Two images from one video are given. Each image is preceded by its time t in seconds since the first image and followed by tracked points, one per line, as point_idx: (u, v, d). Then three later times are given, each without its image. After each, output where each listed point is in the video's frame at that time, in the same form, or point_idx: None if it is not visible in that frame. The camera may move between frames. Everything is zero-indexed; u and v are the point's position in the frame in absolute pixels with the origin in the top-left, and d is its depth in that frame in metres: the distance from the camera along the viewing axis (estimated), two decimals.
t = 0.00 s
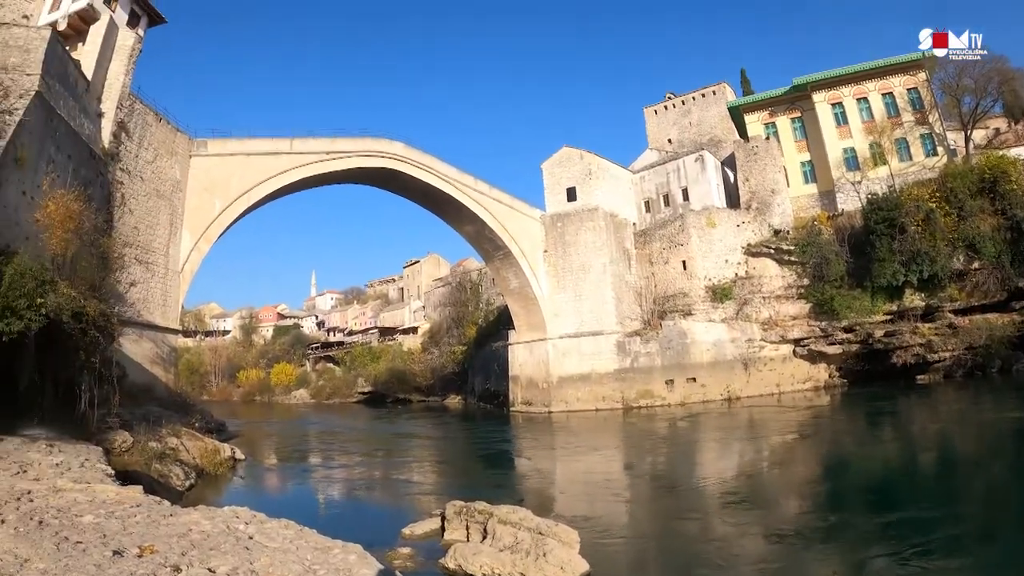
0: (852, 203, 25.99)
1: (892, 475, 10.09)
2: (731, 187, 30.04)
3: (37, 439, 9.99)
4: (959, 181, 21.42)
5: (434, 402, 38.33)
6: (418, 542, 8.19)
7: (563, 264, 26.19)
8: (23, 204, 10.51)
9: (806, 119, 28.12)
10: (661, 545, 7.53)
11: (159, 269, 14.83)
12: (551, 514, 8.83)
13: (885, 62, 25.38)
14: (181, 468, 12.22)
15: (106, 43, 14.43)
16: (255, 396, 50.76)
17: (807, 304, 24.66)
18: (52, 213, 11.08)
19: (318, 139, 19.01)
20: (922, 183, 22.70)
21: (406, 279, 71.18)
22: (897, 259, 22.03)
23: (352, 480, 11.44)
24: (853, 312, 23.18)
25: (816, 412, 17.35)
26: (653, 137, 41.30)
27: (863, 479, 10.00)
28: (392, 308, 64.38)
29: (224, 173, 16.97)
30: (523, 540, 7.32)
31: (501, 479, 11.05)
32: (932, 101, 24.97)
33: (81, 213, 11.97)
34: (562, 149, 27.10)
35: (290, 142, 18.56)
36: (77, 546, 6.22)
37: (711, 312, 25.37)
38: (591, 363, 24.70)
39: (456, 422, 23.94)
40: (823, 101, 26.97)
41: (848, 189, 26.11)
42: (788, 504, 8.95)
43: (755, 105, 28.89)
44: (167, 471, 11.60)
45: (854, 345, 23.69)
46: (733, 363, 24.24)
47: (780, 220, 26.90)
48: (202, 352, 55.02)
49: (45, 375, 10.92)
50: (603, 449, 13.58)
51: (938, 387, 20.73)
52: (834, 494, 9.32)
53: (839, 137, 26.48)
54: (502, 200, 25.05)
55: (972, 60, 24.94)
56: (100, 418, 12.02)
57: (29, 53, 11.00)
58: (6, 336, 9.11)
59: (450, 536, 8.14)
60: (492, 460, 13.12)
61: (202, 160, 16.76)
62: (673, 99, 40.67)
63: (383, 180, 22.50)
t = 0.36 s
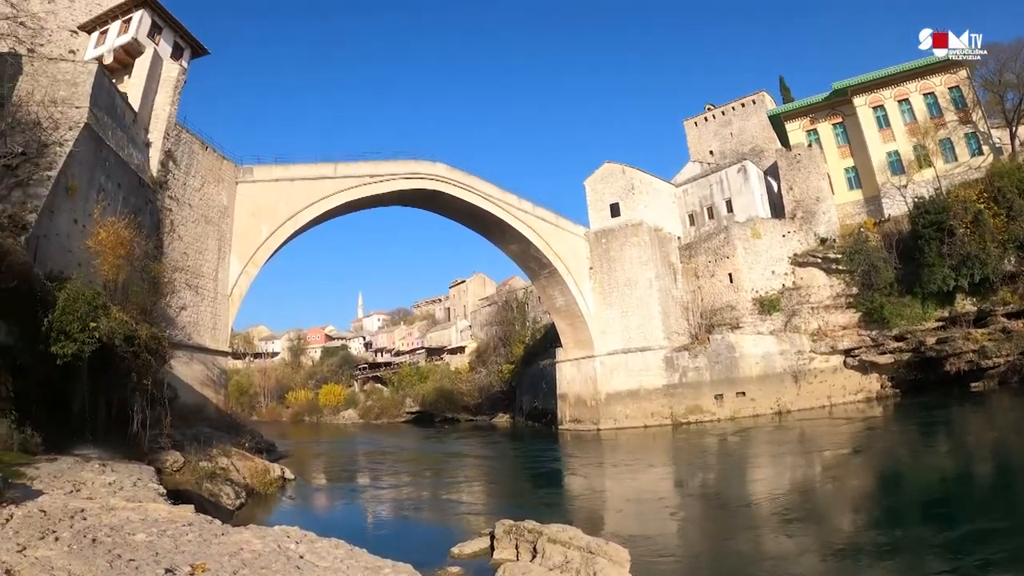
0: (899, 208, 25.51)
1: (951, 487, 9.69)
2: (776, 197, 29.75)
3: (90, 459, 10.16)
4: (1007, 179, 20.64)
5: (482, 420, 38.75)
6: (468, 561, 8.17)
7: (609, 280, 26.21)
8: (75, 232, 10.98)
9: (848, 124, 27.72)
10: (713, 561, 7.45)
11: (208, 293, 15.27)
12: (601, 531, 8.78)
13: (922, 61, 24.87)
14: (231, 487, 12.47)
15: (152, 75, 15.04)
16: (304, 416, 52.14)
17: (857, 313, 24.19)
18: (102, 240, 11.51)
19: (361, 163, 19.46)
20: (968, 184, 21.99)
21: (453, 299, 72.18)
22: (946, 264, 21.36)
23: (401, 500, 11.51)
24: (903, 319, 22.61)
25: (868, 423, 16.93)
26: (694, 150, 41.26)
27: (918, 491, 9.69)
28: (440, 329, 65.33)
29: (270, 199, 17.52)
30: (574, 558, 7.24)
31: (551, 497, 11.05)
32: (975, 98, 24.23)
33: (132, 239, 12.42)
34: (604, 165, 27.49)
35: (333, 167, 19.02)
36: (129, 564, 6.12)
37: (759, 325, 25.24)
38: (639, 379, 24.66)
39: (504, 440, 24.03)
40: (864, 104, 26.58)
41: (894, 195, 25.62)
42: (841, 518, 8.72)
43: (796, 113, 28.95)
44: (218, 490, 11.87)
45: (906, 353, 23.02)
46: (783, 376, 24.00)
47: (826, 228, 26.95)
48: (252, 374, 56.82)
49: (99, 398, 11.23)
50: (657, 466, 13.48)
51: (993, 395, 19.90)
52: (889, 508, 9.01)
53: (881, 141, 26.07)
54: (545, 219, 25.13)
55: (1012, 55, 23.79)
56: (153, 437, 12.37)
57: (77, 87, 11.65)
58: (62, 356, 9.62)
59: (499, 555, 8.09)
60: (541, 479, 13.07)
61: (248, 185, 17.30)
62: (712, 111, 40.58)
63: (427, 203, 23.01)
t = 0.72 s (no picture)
0: (939, 218, 24.94)
1: (1004, 505, 9.31)
2: (814, 212, 29.44)
3: (134, 485, 10.16)
4: None
5: (525, 446, 38.99)
6: None
7: (649, 304, 26.36)
8: (119, 264, 11.41)
9: (884, 134, 27.22)
10: None
11: (249, 323, 15.65)
12: (643, 557, 8.66)
13: (953, 68, 24.44)
14: (273, 514, 12.62)
15: (193, 111, 15.68)
16: (346, 443, 52.61)
17: (901, 328, 23.93)
18: (146, 271, 11.90)
19: (398, 193, 19.77)
20: (1007, 190, 21.39)
21: (493, 325, 72.49)
22: (990, 273, 20.69)
23: (442, 528, 11.48)
24: (949, 333, 21.91)
25: (918, 440, 16.43)
26: (730, 168, 41.09)
27: (971, 509, 9.28)
28: (480, 355, 65.49)
29: (309, 230, 17.91)
30: None
31: (593, 523, 10.98)
32: (1011, 102, 23.53)
33: (175, 270, 12.81)
34: (641, 188, 27.60)
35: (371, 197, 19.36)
36: None
37: (802, 343, 24.72)
38: (680, 404, 24.61)
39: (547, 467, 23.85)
40: (898, 114, 26.14)
41: (933, 205, 25.06)
42: (889, 538, 8.48)
43: (831, 126, 28.67)
44: (260, 517, 12.01)
45: (953, 367, 22.28)
46: (828, 395, 23.77)
47: (866, 242, 26.45)
48: (294, 403, 57.87)
49: (143, 425, 11.22)
50: (702, 490, 13.33)
51: None
52: (937, 527, 8.72)
53: (918, 151, 25.55)
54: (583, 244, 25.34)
55: None
56: (196, 464, 12.58)
57: (119, 123, 12.13)
58: (107, 385, 9.78)
59: None
60: (585, 506, 12.97)
61: (288, 218, 17.78)
62: (746, 128, 40.46)
63: (463, 230, 23.30)
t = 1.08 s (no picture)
0: (959, 231, 24.50)
1: None
2: (833, 229, 29.33)
3: (153, 505, 10.19)
4: None
5: (544, 468, 38.60)
6: None
7: (669, 324, 26.12)
8: (141, 285, 11.61)
9: (901, 148, 27.01)
10: None
11: (269, 344, 15.80)
12: None
13: (967, 79, 24.35)
14: (291, 535, 12.62)
15: (212, 136, 15.94)
16: (365, 465, 52.51)
17: (923, 344, 23.58)
18: (167, 292, 12.11)
19: (417, 216, 19.98)
20: None
21: (512, 347, 72.42)
22: (1012, 285, 20.29)
23: (461, 551, 11.38)
24: (971, 347, 21.57)
25: (943, 457, 16.13)
26: (747, 187, 41.07)
27: (995, 527, 9.07)
28: (499, 378, 65.33)
29: (329, 253, 18.14)
30: None
31: (613, 546, 10.90)
32: None
33: (196, 292, 13.00)
34: (658, 210, 27.68)
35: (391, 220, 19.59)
36: None
37: (823, 362, 24.55)
38: (701, 424, 24.38)
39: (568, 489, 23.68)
40: (914, 127, 25.96)
41: (952, 218, 24.78)
42: (914, 557, 8.33)
43: (846, 142, 28.63)
44: (278, 539, 12.02)
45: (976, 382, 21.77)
46: (849, 414, 23.43)
47: (886, 258, 26.07)
48: (312, 425, 58.10)
49: (163, 446, 11.27)
50: (724, 511, 13.20)
51: None
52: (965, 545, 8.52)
53: (935, 163, 25.29)
54: (599, 264, 25.33)
55: None
56: (216, 485, 12.64)
57: (140, 146, 12.46)
58: (128, 406, 9.89)
59: None
60: (606, 528, 12.88)
61: (310, 240, 18.05)
62: (763, 146, 40.49)
63: (482, 252, 23.51)
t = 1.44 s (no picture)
0: (965, 241, 24.41)
1: None
2: (838, 243, 29.26)
3: (160, 526, 10.19)
4: None
5: (554, 488, 38.37)
6: None
7: (677, 343, 26.21)
8: (149, 307, 11.73)
9: (904, 162, 27.17)
10: None
11: (276, 365, 15.80)
12: None
13: (968, 90, 24.44)
14: (298, 557, 12.52)
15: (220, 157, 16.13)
16: (372, 486, 52.06)
17: (932, 356, 23.06)
18: (175, 314, 12.21)
19: (424, 238, 20.13)
20: None
21: (520, 367, 72.11)
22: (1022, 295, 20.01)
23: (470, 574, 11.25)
24: (981, 358, 21.20)
25: (956, 471, 15.89)
26: (752, 204, 41.13)
27: (1009, 539, 8.94)
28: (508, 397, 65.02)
29: (335, 274, 18.22)
30: None
31: (624, 567, 10.77)
32: None
33: (203, 314, 13.09)
34: (664, 228, 27.82)
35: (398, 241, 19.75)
36: None
37: (831, 377, 24.45)
38: (710, 442, 24.24)
39: (578, 509, 23.46)
40: (918, 139, 26.03)
41: (959, 229, 24.65)
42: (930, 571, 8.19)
43: (850, 157, 28.72)
44: (285, 561, 11.91)
45: (987, 394, 21.44)
46: (860, 428, 23.22)
47: (893, 271, 26.19)
48: (320, 447, 57.87)
49: (170, 464, 11.26)
50: (736, 530, 13.04)
51: None
52: (980, 557, 8.40)
53: (940, 176, 25.29)
54: (606, 282, 25.41)
55: None
56: (223, 507, 12.45)
57: (148, 169, 12.64)
58: (136, 428, 9.95)
59: None
60: (618, 549, 12.73)
61: (317, 261, 18.14)
62: (767, 162, 40.61)
63: (489, 272, 23.65)
